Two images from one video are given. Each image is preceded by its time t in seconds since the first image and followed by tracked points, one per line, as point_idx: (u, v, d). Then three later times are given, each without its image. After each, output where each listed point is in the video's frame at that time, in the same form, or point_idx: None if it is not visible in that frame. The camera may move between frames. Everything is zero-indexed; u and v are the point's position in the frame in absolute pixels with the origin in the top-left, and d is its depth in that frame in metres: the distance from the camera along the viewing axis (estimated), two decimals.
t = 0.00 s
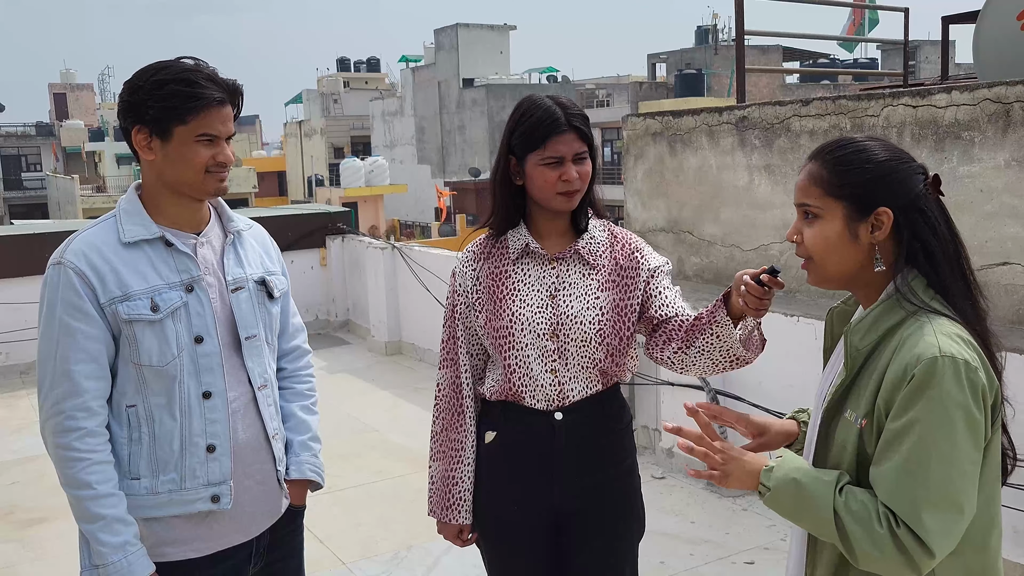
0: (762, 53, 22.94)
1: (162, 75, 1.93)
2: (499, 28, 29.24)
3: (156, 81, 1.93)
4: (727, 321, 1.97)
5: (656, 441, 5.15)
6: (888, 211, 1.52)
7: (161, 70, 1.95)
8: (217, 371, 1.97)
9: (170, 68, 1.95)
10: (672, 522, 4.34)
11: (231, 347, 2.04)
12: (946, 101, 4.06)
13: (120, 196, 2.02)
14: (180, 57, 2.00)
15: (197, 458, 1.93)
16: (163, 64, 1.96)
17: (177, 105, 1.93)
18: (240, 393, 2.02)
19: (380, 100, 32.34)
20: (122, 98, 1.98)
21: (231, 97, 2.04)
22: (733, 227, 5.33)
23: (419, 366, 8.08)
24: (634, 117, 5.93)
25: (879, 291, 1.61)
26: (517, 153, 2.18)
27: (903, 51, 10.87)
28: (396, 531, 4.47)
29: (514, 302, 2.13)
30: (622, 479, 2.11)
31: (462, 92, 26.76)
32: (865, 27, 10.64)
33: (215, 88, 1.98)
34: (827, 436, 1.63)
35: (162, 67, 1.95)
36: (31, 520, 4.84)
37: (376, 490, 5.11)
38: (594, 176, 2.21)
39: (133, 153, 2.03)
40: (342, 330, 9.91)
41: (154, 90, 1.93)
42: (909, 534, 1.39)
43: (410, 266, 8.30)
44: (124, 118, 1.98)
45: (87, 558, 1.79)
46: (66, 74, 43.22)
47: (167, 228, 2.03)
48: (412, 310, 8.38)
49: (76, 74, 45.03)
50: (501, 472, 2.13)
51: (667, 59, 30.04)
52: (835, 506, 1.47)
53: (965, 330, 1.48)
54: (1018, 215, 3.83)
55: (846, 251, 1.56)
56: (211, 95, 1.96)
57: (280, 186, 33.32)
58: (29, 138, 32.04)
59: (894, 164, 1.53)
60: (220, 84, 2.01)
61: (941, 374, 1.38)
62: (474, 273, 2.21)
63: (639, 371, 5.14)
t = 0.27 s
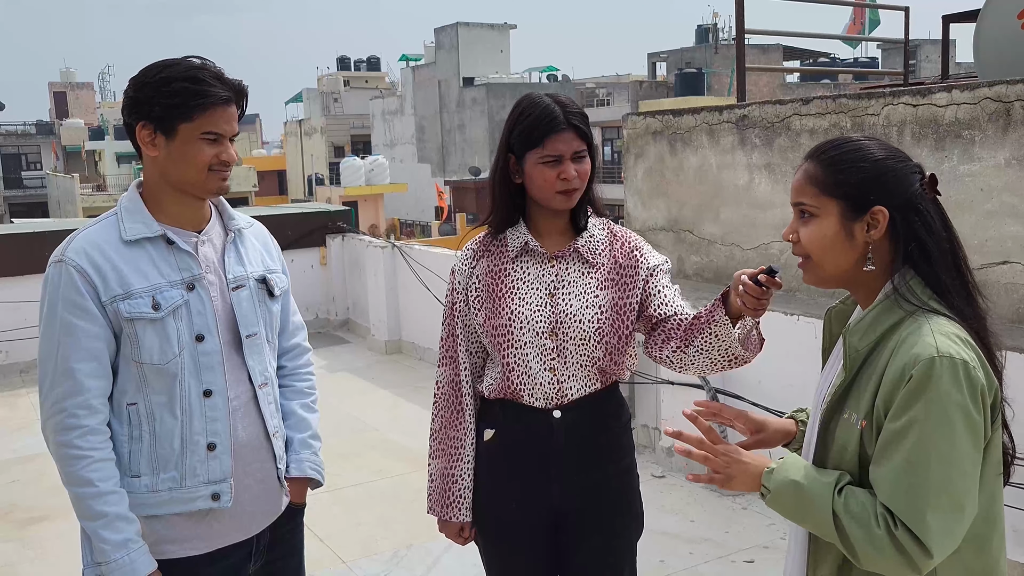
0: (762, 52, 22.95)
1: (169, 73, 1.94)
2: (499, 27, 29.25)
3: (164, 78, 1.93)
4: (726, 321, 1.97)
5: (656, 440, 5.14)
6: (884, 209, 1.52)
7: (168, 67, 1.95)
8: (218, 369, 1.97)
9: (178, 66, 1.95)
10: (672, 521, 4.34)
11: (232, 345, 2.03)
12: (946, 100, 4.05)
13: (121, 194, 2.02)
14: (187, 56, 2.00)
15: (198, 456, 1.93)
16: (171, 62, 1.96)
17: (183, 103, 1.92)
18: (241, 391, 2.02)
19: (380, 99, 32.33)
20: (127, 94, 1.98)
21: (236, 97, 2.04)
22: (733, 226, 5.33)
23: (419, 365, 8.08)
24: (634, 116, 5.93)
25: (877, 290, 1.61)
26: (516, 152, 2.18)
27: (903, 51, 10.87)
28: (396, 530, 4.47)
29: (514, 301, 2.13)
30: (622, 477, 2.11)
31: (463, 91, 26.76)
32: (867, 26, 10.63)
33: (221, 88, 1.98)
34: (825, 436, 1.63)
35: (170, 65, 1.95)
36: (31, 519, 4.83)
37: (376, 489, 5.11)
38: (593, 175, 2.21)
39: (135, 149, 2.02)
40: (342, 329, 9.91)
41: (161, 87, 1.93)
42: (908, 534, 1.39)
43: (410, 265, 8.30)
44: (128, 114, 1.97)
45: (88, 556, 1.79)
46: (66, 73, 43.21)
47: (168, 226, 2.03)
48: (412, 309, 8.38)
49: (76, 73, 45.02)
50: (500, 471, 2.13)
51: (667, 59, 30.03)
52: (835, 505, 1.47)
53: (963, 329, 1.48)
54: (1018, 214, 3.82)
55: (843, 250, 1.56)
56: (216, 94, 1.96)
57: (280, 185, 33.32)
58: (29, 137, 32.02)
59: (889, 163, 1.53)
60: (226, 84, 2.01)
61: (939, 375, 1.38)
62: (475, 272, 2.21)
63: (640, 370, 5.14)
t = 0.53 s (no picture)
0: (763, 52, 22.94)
1: (206, 66, 1.96)
2: (500, 26, 29.27)
3: (200, 69, 1.96)
4: (725, 321, 1.97)
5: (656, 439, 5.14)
6: (886, 209, 1.52)
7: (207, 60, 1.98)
8: (217, 370, 1.97)
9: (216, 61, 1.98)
10: (672, 520, 4.34)
11: (230, 345, 2.04)
12: (947, 99, 4.06)
13: (117, 194, 2.01)
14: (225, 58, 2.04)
15: (197, 456, 1.93)
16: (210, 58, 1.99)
17: (213, 94, 1.94)
18: (239, 391, 2.03)
19: (381, 98, 32.33)
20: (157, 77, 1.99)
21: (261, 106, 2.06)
22: (734, 225, 5.33)
23: (419, 364, 8.08)
24: (634, 115, 5.93)
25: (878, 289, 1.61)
26: (516, 151, 2.18)
27: (903, 50, 10.87)
28: (397, 529, 4.47)
29: (514, 299, 2.13)
30: (622, 476, 2.10)
31: (463, 90, 26.76)
32: (868, 25, 10.61)
33: (252, 92, 2.01)
34: (825, 436, 1.63)
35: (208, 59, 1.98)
36: (31, 518, 4.83)
37: (376, 488, 5.11)
38: (594, 174, 2.21)
39: (145, 133, 2.01)
40: (343, 328, 9.91)
41: (197, 75, 1.95)
42: (901, 531, 1.39)
43: (411, 264, 8.30)
44: (151, 97, 1.96)
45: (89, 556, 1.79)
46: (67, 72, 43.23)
47: (165, 223, 2.02)
48: (412, 308, 8.38)
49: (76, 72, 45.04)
50: (500, 469, 2.13)
51: (667, 58, 30.01)
52: (829, 502, 1.48)
53: (962, 328, 1.48)
54: (1019, 213, 3.83)
55: (844, 249, 1.56)
56: (246, 96, 1.98)
57: (281, 184, 33.31)
58: (30, 136, 32.03)
59: (890, 161, 1.53)
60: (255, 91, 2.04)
61: (936, 374, 1.38)
62: (474, 270, 2.22)
63: (640, 369, 5.14)
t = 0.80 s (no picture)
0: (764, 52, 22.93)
1: (224, 69, 1.97)
2: (501, 26, 29.27)
3: (218, 72, 1.96)
4: (725, 322, 1.97)
5: (657, 439, 5.15)
6: (893, 207, 1.52)
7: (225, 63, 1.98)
8: (218, 368, 1.97)
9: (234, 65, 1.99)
10: (672, 520, 4.34)
11: (232, 344, 2.04)
12: (949, 99, 4.06)
13: (123, 188, 2.01)
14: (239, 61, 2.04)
15: (196, 454, 1.93)
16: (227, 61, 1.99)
17: (231, 97, 1.95)
18: (238, 390, 2.03)
19: (381, 98, 32.33)
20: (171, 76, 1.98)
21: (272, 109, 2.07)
22: (735, 224, 5.33)
23: (419, 364, 8.08)
24: (635, 115, 5.93)
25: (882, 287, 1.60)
26: (519, 149, 2.18)
27: (904, 51, 10.86)
28: (397, 528, 4.47)
29: (515, 297, 2.14)
30: (622, 475, 2.10)
31: (464, 89, 26.76)
32: (868, 26, 10.62)
33: (267, 96, 2.02)
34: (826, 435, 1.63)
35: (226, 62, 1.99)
36: (31, 517, 4.83)
37: (377, 487, 5.11)
38: (596, 173, 2.21)
39: (155, 129, 1.99)
40: (343, 327, 9.91)
41: (217, 78, 1.95)
42: (863, 515, 1.40)
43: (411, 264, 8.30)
44: (166, 95, 1.95)
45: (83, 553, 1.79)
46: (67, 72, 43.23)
47: (171, 221, 2.02)
48: (413, 307, 8.38)
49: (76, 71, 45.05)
50: (501, 467, 2.14)
51: (668, 58, 30.00)
52: (806, 479, 1.50)
53: (965, 329, 1.47)
54: (1020, 213, 3.82)
55: (850, 245, 1.56)
56: (260, 100, 1.99)
57: (281, 184, 33.32)
58: (30, 135, 32.04)
59: (898, 160, 1.53)
60: (268, 94, 2.05)
61: (931, 371, 1.37)
62: (478, 267, 2.22)
63: (640, 369, 5.14)
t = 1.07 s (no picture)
0: (766, 51, 22.89)
1: (187, 71, 1.94)
2: (502, 25, 29.26)
3: (181, 75, 1.93)
4: (727, 321, 1.97)
5: (659, 439, 5.15)
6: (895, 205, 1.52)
7: (185, 65, 1.95)
8: (221, 366, 1.97)
9: (194, 64, 1.95)
10: (674, 519, 4.35)
11: (235, 342, 2.04)
12: (952, 98, 4.05)
13: (125, 187, 2.02)
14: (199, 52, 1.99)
15: (201, 452, 1.93)
16: (188, 60, 1.96)
17: (199, 102, 1.93)
18: (242, 388, 2.03)
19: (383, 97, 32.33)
20: (138, 89, 1.97)
21: (249, 95, 2.04)
22: (737, 224, 5.32)
23: (421, 363, 8.08)
24: (638, 114, 5.93)
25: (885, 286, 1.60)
26: (522, 149, 2.18)
27: (908, 50, 10.83)
28: (399, 527, 4.48)
29: (519, 295, 2.13)
30: (625, 474, 2.10)
31: (466, 89, 26.76)
32: (872, 26, 10.61)
33: (237, 87, 1.98)
34: (829, 434, 1.63)
35: (187, 63, 1.95)
36: (34, 515, 4.84)
37: (379, 486, 5.12)
38: (599, 172, 2.21)
39: (142, 143, 2.02)
40: (345, 327, 9.91)
41: (179, 83, 1.93)
42: (883, 516, 1.39)
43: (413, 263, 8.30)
44: (139, 109, 1.96)
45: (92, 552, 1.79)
46: (69, 70, 43.28)
47: (173, 221, 2.03)
48: (415, 307, 8.38)
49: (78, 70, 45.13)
50: (505, 465, 2.14)
51: (670, 58, 29.95)
52: (823, 482, 1.50)
53: (970, 325, 1.46)
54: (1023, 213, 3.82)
55: (853, 244, 1.56)
56: (232, 95, 1.96)
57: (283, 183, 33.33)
58: (32, 134, 32.08)
59: (898, 160, 1.53)
60: (242, 83, 2.01)
61: (935, 364, 1.37)
62: (482, 266, 2.22)
63: (643, 368, 5.14)
